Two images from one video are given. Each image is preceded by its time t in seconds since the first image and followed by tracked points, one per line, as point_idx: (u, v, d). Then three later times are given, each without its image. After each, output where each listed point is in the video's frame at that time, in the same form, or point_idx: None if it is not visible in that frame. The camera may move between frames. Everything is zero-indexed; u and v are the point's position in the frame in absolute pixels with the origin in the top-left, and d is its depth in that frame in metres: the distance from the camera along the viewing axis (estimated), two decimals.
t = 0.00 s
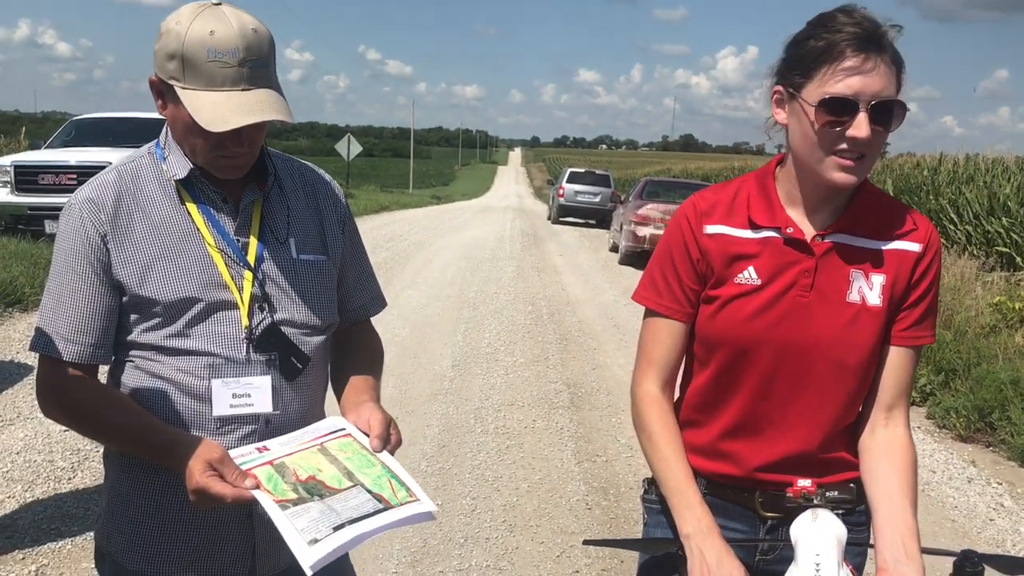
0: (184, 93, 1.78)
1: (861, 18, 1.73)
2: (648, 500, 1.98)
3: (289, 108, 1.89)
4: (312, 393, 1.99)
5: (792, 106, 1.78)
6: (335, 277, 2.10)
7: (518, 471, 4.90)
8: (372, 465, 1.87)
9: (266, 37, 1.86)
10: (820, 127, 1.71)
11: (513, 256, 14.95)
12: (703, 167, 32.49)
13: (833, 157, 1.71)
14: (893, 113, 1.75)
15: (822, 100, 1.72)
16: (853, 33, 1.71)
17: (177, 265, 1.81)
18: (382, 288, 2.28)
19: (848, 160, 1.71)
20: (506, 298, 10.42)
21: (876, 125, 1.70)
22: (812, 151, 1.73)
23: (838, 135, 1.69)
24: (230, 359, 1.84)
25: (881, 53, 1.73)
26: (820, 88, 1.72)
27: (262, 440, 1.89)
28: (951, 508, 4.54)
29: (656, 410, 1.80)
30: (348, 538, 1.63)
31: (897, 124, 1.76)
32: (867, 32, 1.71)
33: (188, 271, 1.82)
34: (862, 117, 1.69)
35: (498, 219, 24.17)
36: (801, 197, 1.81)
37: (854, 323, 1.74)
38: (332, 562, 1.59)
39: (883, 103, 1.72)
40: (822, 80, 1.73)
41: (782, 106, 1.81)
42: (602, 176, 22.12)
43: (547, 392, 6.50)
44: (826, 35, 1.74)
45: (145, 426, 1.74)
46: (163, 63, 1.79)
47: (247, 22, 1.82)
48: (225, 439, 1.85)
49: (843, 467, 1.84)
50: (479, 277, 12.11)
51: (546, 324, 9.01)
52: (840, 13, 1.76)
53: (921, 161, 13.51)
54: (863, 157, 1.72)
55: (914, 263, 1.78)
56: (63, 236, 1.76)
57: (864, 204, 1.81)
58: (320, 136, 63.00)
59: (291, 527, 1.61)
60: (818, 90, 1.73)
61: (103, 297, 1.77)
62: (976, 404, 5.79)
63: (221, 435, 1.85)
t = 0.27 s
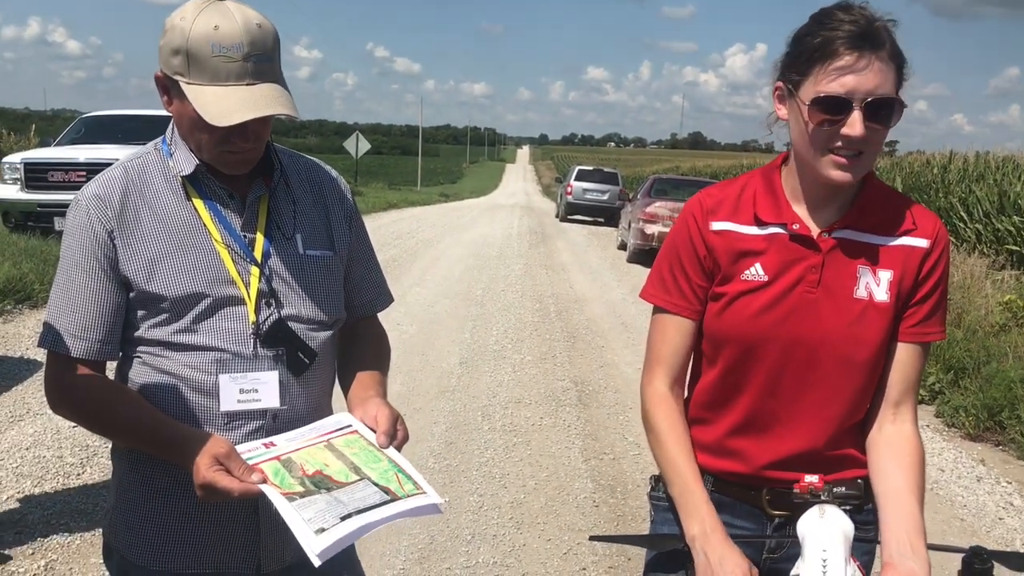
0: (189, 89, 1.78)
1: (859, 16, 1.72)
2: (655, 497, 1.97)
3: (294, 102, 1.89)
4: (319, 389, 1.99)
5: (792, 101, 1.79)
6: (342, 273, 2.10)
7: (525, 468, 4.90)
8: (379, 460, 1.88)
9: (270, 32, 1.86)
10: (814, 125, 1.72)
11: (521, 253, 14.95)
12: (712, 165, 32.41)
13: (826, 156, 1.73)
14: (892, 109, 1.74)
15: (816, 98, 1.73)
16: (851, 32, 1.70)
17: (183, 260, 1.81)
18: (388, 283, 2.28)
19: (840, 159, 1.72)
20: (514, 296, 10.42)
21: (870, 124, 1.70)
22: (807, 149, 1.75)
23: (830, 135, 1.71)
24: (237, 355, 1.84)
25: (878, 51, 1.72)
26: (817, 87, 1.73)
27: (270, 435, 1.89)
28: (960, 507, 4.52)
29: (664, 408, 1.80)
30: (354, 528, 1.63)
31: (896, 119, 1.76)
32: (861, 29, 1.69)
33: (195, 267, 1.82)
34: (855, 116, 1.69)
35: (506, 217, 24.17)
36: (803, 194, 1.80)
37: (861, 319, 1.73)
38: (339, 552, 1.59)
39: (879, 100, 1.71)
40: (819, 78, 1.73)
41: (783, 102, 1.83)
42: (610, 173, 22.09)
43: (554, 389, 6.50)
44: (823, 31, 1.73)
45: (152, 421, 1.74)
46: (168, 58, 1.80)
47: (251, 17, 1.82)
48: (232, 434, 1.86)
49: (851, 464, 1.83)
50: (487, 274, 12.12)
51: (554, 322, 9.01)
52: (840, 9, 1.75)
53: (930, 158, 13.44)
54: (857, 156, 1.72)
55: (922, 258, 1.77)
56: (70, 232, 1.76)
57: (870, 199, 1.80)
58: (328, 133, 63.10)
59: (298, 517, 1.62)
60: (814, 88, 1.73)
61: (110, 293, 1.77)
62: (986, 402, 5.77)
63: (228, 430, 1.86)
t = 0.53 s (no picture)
0: (194, 88, 1.78)
1: (862, 14, 1.72)
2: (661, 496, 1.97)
3: (298, 101, 1.89)
4: (325, 388, 1.99)
5: (795, 102, 1.78)
6: (348, 272, 2.10)
7: (532, 467, 4.90)
8: (385, 459, 1.88)
9: (274, 31, 1.87)
10: (818, 126, 1.71)
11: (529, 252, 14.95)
12: (720, 164, 32.33)
13: (832, 156, 1.72)
14: (897, 107, 1.73)
15: (819, 98, 1.72)
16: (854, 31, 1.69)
17: (190, 260, 1.82)
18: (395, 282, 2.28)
19: (846, 159, 1.71)
20: (522, 295, 10.42)
21: (875, 122, 1.69)
22: (811, 151, 1.74)
23: (835, 135, 1.70)
24: (244, 353, 1.85)
25: (881, 49, 1.71)
26: (820, 87, 1.73)
27: (277, 433, 1.89)
28: (969, 507, 4.50)
29: (669, 410, 1.80)
30: (362, 522, 1.63)
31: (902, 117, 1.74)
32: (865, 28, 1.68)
33: (202, 267, 1.83)
34: (859, 115, 1.68)
35: (514, 216, 24.16)
36: (809, 195, 1.80)
37: (867, 321, 1.72)
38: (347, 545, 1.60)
39: (883, 98, 1.70)
40: (823, 78, 1.73)
41: (787, 103, 1.81)
42: (618, 172, 22.06)
43: (562, 388, 6.50)
44: (825, 31, 1.72)
45: (159, 420, 1.75)
46: (173, 58, 1.80)
47: (255, 17, 1.83)
48: (239, 433, 1.86)
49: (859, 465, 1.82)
50: (495, 273, 12.12)
51: (562, 321, 9.00)
52: (843, 7, 1.75)
53: (940, 157, 13.38)
54: (863, 155, 1.71)
55: (929, 258, 1.76)
56: (77, 233, 1.77)
57: (877, 199, 1.79)
58: (336, 133, 63.21)
59: (305, 512, 1.62)
60: (817, 88, 1.73)
61: (117, 294, 1.78)
62: (995, 402, 5.74)
63: (236, 429, 1.86)
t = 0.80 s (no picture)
0: (194, 89, 1.79)
1: (862, 13, 1.71)
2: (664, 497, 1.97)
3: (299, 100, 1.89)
4: (328, 389, 1.99)
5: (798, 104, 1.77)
6: (351, 272, 2.10)
7: (536, 468, 4.90)
8: (388, 460, 1.88)
9: (273, 30, 1.87)
10: (821, 127, 1.71)
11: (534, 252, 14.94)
12: (725, 164, 32.27)
13: (837, 157, 1.71)
14: (902, 105, 1.72)
15: (821, 99, 1.71)
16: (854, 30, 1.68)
17: (192, 262, 1.82)
18: (398, 282, 2.28)
19: (852, 160, 1.70)
20: (527, 295, 10.41)
21: (879, 122, 1.68)
22: (816, 152, 1.74)
23: (839, 136, 1.69)
24: (246, 354, 1.85)
25: (882, 47, 1.70)
26: (822, 88, 1.72)
27: (279, 434, 1.89)
28: (975, 507, 4.48)
29: (671, 414, 1.79)
30: (364, 522, 1.63)
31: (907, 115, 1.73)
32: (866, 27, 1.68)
33: (204, 269, 1.83)
34: (863, 115, 1.67)
35: (518, 216, 24.15)
36: (812, 196, 1.79)
37: (871, 324, 1.71)
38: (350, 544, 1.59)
39: (887, 97, 1.69)
40: (825, 79, 1.72)
41: (789, 106, 1.82)
42: (623, 172, 22.03)
43: (567, 389, 6.50)
44: (825, 30, 1.72)
45: (161, 421, 1.75)
46: (173, 59, 1.80)
47: (254, 16, 1.83)
48: (241, 433, 1.86)
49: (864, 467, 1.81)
50: (500, 273, 12.12)
51: (567, 321, 8.99)
52: (844, 6, 1.74)
53: (945, 156, 13.33)
54: (868, 156, 1.70)
55: (933, 260, 1.75)
56: (79, 235, 1.78)
57: (881, 201, 1.78)
58: (341, 133, 63.28)
59: (307, 512, 1.62)
60: (819, 89, 1.72)
61: (120, 296, 1.79)
62: (1001, 401, 5.71)
63: (238, 430, 1.86)
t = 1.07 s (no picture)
0: (191, 90, 1.79)
1: (863, 15, 1.71)
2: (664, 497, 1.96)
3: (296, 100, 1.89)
4: (327, 390, 1.99)
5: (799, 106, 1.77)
6: (350, 273, 2.10)
7: (538, 468, 4.90)
8: (387, 462, 1.87)
9: (269, 30, 1.87)
10: (820, 131, 1.71)
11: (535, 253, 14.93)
12: (727, 163, 32.25)
13: (835, 162, 1.71)
14: (902, 110, 1.71)
15: (821, 103, 1.71)
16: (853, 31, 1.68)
17: (190, 264, 1.82)
18: (398, 283, 2.28)
19: (850, 166, 1.70)
20: (528, 296, 10.41)
21: (878, 128, 1.68)
22: (815, 156, 1.74)
23: (838, 142, 1.69)
24: (245, 356, 1.85)
25: (883, 49, 1.70)
26: (822, 91, 1.72)
27: (278, 435, 1.89)
28: (978, 506, 4.47)
29: (671, 416, 1.79)
30: (363, 526, 1.62)
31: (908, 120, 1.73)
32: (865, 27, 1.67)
33: (202, 271, 1.83)
34: (862, 121, 1.67)
35: (520, 216, 24.15)
36: (812, 197, 1.78)
37: (872, 326, 1.71)
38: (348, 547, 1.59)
39: (887, 102, 1.69)
40: (825, 83, 1.72)
41: (789, 107, 1.81)
42: (625, 172, 22.03)
43: (569, 389, 6.49)
44: (825, 34, 1.71)
45: (160, 423, 1.75)
46: (169, 61, 1.80)
47: (250, 16, 1.83)
48: (240, 435, 1.86)
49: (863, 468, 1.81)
50: (502, 274, 12.12)
51: (569, 321, 8.99)
52: (843, 7, 1.74)
53: (947, 155, 13.32)
54: (866, 161, 1.70)
55: (934, 261, 1.74)
56: (77, 237, 1.78)
57: (882, 202, 1.78)
58: (343, 135, 63.31)
59: (305, 514, 1.62)
60: (819, 92, 1.72)
61: (118, 298, 1.79)
62: (1003, 400, 5.70)
63: (237, 432, 1.86)
